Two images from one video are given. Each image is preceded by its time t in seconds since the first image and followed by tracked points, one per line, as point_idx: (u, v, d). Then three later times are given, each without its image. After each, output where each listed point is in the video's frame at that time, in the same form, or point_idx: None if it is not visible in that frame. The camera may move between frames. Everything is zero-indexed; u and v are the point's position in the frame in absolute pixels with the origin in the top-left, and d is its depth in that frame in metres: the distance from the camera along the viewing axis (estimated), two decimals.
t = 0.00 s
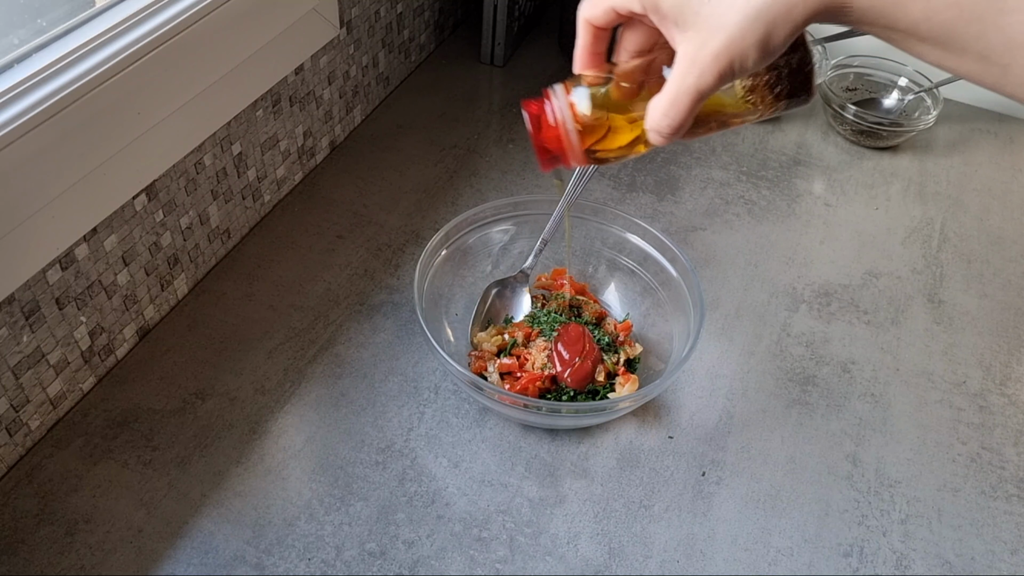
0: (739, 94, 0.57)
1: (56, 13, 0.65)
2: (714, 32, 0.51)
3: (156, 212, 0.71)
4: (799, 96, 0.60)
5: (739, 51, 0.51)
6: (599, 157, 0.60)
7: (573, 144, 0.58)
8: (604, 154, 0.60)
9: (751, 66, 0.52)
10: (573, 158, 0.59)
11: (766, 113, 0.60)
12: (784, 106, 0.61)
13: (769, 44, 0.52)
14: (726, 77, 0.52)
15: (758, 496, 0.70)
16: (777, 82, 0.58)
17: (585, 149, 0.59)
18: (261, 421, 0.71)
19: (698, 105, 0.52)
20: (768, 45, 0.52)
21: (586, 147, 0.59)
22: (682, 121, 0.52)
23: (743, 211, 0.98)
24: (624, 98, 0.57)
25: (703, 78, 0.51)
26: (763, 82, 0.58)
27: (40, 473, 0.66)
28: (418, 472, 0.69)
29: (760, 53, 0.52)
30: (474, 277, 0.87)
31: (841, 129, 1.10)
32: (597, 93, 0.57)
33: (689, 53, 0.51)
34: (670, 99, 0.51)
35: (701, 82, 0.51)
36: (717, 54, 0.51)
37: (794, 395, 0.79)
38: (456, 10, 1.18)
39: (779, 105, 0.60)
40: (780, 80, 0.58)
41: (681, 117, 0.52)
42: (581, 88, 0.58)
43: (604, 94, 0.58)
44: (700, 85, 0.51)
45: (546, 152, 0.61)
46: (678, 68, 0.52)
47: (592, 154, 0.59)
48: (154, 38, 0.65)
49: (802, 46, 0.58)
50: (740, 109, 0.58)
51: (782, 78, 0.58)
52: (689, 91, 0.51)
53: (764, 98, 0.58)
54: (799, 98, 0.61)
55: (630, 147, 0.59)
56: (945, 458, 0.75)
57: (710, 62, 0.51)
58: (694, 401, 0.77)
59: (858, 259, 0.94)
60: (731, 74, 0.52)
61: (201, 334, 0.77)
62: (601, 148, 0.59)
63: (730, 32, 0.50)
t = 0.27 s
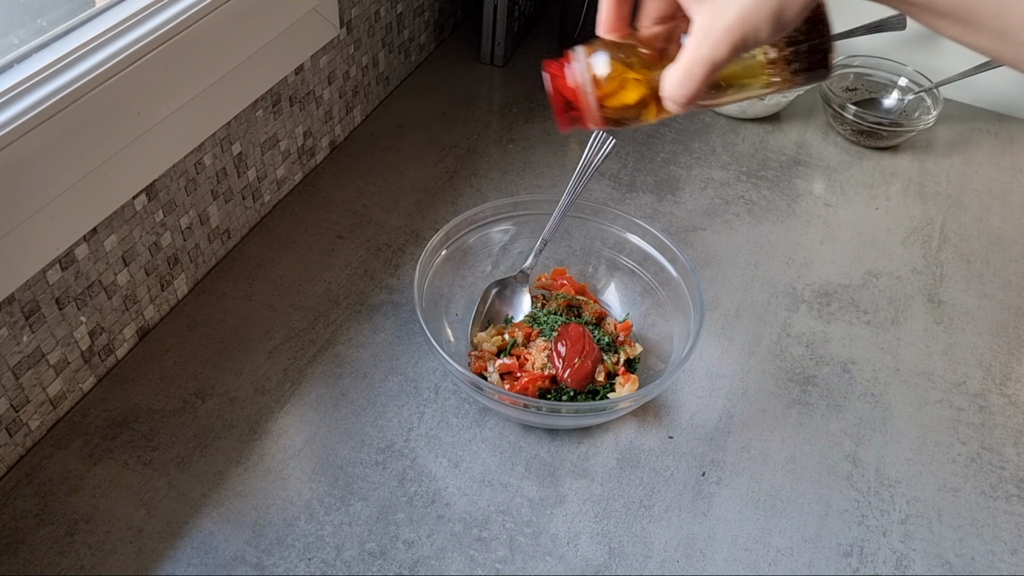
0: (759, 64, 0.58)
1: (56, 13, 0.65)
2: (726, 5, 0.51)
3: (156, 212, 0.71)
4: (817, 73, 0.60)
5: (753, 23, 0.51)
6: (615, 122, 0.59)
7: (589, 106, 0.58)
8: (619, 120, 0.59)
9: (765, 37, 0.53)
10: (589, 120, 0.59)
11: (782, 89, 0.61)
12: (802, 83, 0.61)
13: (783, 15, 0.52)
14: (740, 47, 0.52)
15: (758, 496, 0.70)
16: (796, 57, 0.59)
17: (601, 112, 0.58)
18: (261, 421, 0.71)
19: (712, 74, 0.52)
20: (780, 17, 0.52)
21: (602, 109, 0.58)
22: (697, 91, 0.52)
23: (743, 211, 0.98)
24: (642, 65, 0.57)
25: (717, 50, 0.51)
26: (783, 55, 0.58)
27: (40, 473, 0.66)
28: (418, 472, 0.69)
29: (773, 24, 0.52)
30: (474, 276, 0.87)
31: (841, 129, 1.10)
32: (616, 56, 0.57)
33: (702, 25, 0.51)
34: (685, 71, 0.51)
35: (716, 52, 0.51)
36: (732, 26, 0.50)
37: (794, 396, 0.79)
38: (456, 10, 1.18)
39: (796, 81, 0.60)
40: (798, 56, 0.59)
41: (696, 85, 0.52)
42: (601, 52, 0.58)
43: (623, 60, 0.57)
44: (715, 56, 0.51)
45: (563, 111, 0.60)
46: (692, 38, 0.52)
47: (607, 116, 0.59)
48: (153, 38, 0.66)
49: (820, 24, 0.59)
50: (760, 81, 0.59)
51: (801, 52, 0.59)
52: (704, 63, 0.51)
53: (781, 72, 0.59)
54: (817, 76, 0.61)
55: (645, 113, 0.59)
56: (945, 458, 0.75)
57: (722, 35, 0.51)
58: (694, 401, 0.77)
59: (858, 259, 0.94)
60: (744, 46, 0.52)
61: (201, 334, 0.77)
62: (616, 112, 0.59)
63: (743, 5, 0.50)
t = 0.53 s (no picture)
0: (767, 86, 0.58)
1: (56, 13, 0.65)
2: (737, 22, 0.51)
3: (156, 212, 0.71)
4: (827, 94, 0.61)
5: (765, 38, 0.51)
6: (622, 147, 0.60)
7: (596, 134, 0.59)
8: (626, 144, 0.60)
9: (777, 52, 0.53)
10: (595, 148, 0.60)
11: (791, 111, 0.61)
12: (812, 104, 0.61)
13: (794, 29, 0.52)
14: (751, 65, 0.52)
15: (758, 496, 0.70)
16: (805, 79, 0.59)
17: (607, 139, 0.59)
18: (261, 421, 0.71)
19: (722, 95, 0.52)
20: (794, 30, 0.52)
21: (609, 135, 0.59)
22: (707, 113, 0.52)
23: (743, 211, 0.98)
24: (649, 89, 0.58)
25: (729, 69, 0.51)
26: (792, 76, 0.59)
27: (39, 473, 0.66)
28: (418, 472, 0.69)
29: (786, 39, 0.52)
30: (474, 277, 0.87)
31: (841, 128, 1.10)
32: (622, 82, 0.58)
33: (714, 44, 0.52)
34: (696, 90, 0.52)
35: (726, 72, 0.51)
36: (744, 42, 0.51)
37: (794, 395, 0.79)
38: (456, 10, 1.18)
39: (806, 103, 0.60)
40: (807, 77, 0.59)
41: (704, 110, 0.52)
42: (606, 78, 0.58)
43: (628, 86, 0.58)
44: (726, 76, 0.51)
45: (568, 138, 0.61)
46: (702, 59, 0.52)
47: (614, 143, 0.59)
48: (153, 38, 0.66)
49: (832, 44, 0.59)
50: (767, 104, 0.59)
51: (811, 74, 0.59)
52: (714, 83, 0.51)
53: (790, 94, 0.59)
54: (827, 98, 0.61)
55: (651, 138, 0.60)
56: (945, 458, 0.75)
57: (735, 51, 0.51)
58: (694, 401, 0.77)
59: (858, 259, 0.94)
60: (756, 62, 0.52)
61: (201, 334, 0.77)
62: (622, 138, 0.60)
63: (755, 20, 0.51)
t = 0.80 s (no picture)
0: (771, 62, 0.60)
1: (56, 13, 0.65)
2: None
3: (156, 212, 0.71)
4: (828, 70, 0.62)
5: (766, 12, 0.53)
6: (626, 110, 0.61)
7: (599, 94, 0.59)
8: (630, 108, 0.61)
9: (778, 27, 0.54)
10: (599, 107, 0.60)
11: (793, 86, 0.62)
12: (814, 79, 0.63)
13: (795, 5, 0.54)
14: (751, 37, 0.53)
15: (758, 496, 0.70)
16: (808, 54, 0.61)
17: (611, 100, 0.59)
18: (261, 421, 0.71)
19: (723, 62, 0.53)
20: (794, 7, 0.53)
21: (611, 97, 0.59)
22: (707, 81, 0.54)
23: (743, 211, 0.98)
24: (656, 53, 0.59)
25: (729, 37, 0.53)
26: (795, 53, 0.60)
27: (39, 473, 0.66)
28: (418, 472, 0.69)
29: (787, 15, 0.54)
30: (474, 276, 0.87)
31: (841, 128, 1.10)
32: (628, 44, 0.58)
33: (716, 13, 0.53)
34: (696, 60, 0.53)
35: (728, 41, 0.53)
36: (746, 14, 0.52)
37: (794, 395, 0.79)
38: (456, 10, 1.18)
39: (807, 78, 0.62)
40: (810, 54, 0.61)
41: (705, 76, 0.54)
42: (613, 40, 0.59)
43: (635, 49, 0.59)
44: (728, 45, 0.53)
45: (571, 98, 0.62)
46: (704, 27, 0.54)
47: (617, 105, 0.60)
48: (153, 38, 0.66)
49: (838, 21, 0.60)
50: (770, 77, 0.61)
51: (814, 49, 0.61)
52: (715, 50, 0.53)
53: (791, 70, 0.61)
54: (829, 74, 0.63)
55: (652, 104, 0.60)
56: (945, 458, 0.75)
57: (737, 23, 0.52)
58: (694, 401, 0.77)
59: (858, 259, 0.94)
60: (757, 35, 0.54)
61: (201, 334, 0.77)
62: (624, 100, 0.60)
63: None
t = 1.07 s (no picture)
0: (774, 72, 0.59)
1: (56, 13, 0.65)
2: None
3: (156, 212, 0.71)
4: (834, 82, 0.62)
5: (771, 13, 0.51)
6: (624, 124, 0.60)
7: (599, 107, 0.58)
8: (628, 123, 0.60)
9: (783, 28, 0.53)
10: (598, 124, 0.59)
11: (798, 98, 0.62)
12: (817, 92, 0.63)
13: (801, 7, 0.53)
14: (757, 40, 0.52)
15: (757, 496, 0.70)
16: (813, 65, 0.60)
17: (611, 112, 0.58)
18: (261, 421, 0.71)
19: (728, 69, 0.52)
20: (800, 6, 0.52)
21: (612, 110, 0.58)
22: (712, 89, 0.52)
23: (743, 211, 0.98)
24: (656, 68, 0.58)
25: (735, 41, 0.51)
26: (796, 62, 0.60)
27: (39, 473, 0.66)
28: (418, 472, 0.69)
29: (793, 16, 0.53)
30: (474, 276, 0.87)
31: (842, 128, 1.10)
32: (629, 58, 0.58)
33: (721, 17, 0.52)
34: (701, 64, 0.52)
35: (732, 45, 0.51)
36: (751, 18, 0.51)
37: (794, 395, 0.79)
38: (456, 10, 1.18)
39: (812, 88, 0.62)
40: (813, 63, 0.60)
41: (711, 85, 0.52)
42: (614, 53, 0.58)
43: (636, 64, 0.58)
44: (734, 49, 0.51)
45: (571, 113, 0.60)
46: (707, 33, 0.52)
47: (616, 119, 0.59)
48: (153, 38, 0.66)
49: (841, 31, 0.61)
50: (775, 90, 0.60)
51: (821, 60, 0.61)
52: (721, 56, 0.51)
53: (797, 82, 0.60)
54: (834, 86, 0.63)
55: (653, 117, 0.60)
56: (945, 458, 0.75)
57: (742, 25, 0.51)
58: (694, 401, 0.77)
59: (858, 259, 0.94)
60: (762, 38, 0.52)
61: (201, 334, 0.77)
62: (623, 113, 0.59)
63: None
